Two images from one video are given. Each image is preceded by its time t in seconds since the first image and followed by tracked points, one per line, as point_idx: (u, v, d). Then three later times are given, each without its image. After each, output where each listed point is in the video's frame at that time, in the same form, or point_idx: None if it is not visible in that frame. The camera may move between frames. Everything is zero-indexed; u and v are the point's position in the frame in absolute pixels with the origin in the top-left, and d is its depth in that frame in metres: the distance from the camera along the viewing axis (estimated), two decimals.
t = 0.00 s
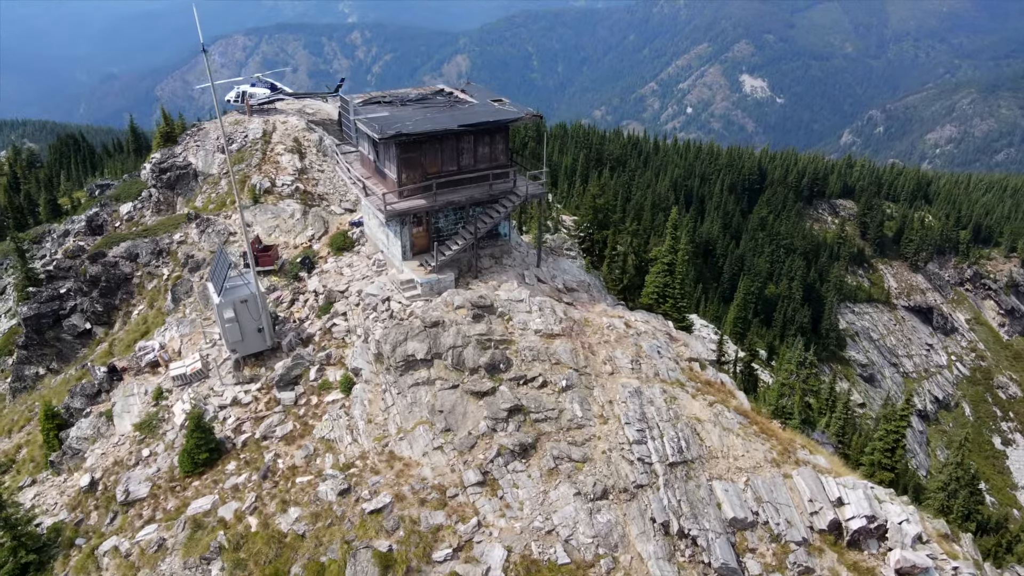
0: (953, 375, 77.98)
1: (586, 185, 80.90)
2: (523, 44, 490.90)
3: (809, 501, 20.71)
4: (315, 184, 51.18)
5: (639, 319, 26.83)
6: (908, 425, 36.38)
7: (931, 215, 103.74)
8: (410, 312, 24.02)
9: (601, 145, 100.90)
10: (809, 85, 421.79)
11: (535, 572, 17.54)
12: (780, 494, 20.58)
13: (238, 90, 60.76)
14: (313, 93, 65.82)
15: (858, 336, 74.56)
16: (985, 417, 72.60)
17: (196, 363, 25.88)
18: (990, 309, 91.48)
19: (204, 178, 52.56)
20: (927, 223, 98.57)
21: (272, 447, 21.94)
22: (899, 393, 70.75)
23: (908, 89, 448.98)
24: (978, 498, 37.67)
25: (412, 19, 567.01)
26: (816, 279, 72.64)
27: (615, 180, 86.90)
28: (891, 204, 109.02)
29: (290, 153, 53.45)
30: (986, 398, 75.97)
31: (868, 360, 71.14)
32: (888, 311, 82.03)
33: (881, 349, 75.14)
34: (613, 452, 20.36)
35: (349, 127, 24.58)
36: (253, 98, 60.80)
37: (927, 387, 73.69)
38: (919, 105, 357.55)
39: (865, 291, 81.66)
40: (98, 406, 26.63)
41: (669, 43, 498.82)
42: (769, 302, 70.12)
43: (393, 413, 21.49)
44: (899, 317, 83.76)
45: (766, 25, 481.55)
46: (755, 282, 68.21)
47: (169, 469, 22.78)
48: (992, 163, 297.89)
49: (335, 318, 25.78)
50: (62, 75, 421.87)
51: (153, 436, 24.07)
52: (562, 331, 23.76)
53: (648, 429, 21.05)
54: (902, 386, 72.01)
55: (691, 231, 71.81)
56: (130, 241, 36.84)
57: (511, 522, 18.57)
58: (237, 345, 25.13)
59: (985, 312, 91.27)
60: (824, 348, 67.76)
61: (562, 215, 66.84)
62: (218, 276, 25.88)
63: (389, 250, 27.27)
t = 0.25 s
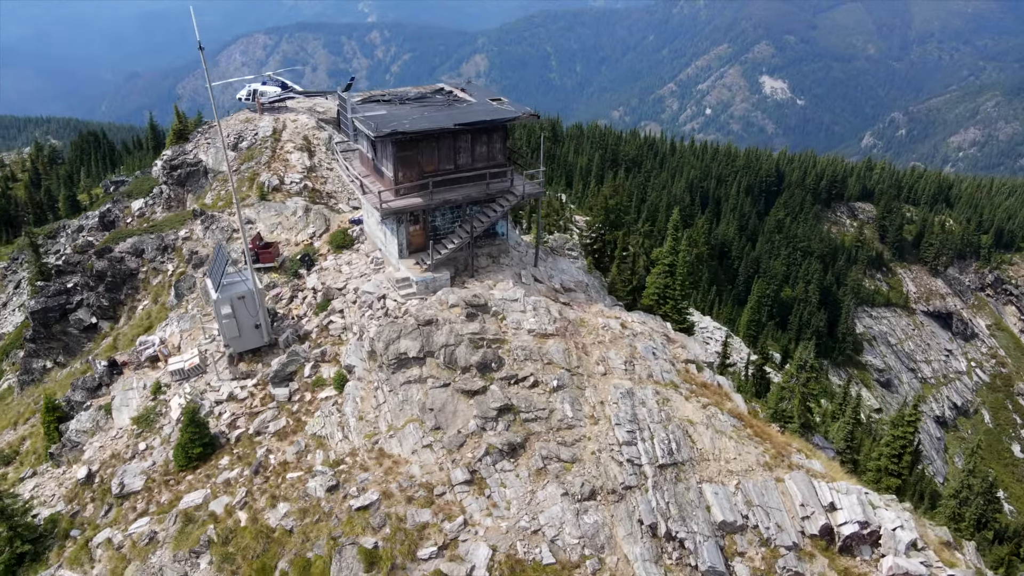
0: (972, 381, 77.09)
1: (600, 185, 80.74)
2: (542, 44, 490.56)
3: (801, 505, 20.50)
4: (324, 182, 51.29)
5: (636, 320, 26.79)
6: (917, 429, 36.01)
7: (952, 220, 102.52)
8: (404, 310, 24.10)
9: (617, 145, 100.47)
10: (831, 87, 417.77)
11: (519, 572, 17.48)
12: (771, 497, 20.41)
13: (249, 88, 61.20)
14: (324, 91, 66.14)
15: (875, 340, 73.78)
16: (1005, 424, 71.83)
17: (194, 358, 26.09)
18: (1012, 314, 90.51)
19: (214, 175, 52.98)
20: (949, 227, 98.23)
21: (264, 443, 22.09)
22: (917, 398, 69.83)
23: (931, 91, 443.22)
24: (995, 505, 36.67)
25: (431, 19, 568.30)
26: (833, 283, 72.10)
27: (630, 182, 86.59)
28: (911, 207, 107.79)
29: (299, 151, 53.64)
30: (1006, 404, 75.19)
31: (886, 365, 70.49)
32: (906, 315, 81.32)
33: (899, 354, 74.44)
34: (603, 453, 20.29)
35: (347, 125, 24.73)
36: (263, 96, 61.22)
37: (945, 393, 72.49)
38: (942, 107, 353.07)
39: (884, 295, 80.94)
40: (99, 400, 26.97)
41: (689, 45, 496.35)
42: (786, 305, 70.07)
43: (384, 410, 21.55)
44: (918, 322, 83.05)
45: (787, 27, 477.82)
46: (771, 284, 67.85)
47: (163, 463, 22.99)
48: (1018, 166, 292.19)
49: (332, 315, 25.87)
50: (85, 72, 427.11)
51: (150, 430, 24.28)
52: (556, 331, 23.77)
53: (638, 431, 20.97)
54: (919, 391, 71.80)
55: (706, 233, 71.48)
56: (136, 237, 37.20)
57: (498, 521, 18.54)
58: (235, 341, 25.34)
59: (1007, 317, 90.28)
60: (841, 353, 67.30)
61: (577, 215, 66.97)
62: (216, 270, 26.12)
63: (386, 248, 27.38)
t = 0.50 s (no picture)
0: (989, 387, 76.60)
1: (613, 186, 80.45)
2: (558, 44, 489.90)
3: (793, 509, 20.32)
4: (332, 181, 51.13)
5: (634, 321, 26.71)
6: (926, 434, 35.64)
7: (970, 224, 101.38)
8: (399, 308, 24.17)
9: (630, 145, 100.04)
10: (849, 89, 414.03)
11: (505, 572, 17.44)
12: (763, 501, 20.24)
13: (259, 86, 61.59)
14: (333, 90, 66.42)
15: (890, 346, 73.26)
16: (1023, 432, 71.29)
17: (192, 354, 26.28)
18: None
19: (222, 173, 53.38)
20: (967, 231, 97.37)
21: (258, 439, 22.22)
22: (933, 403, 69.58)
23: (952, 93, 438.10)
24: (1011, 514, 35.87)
25: (448, 19, 569.23)
26: (847, 286, 71.47)
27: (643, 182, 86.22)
28: (929, 211, 106.67)
29: (308, 150, 53.79)
30: None
31: (901, 370, 69.90)
32: (923, 320, 80.63)
33: (915, 360, 73.85)
34: (594, 454, 20.23)
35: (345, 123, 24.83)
36: (273, 95, 61.59)
37: (962, 399, 72.52)
38: (963, 110, 348.75)
39: (900, 300, 80.16)
40: (100, 394, 27.25)
41: (706, 45, 493.89)
42: (800, 308, 69.63)
43: (376, 408, 21.61)
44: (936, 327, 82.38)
45: (805, 28, 474.32)
46: (784, 287, 67.39)
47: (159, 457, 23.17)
48: None
49: (330, 313, 25.98)
50: (106, 71, 431.75)
51: (148, 424, 24.48)
52: (550, 331, 23.74)
53: (630, 432, 20.89)
54: (936, 396, 71.21)
55: (720, 235, 71.08)
56: (142, 234, 37.84)
57: (485, 520, 18.51)
58: (234, 337, 25.53)
59: None
60: (855, 357, 66.78)
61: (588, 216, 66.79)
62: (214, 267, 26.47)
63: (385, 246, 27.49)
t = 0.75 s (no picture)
0: (1010, 394, 76.27)
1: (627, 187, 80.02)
2: (577, 44, 488.90)
3: (785, 514, 20.08)
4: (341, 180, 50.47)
5: (630, 323, 26.63)
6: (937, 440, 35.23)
7: (992, 228, 100.07)
8: (394, 306, 24.26)
9: (646, 146, 99.48)
10: (871, 90, 409.69)
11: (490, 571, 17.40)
12: (754, 504, 20.04)
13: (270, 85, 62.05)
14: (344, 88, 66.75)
15: (908, 350, 72.51)
16: None
17: (191, 349, 26.52)
18: None
19: (232, 171, 53.87)
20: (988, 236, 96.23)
21: (252, 434, 22.36)
22: (951, 409, 69.06)
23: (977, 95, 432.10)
24: None
25: (467, 18, 569.97)
26: (865, 290, 70.62)
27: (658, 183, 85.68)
28: (949, 215, 105.36)
29: (317, 148, 53.95)
30: None
31: (919, 376, 69.10)
32: (942, 325, 79.76)
33: (933, 365, 73.08)
34: (584, 455, 20.16)
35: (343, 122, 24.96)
36: (284, 93, 62.00)
37: (982, 406, 72.27)
38: (988, 112, 343.76)
39: (918, 304, 79.18)
40: (102, 388, 27.59)
41: (726, 46, 490.75)
42: (816, 312, 68.86)
43: (368, 406, 21.69)
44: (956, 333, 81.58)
45: (827, 29, 469.90)
46: (800, 290, 66.71)
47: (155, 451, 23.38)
48: None
49: (327, 310, 26.11)
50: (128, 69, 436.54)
51: (146, 418, 24.71)
52: (544, 331, 23.75)
53: (620, 433, 20.81)
54: (954, 403, 70.55)
55: (735, 237, 70.47)
56: (148, 230, 38.62)
57: (472, 519, 18.49)
58: (232, 333, 25.74)
59: None
60: (873, 362, 66.00)
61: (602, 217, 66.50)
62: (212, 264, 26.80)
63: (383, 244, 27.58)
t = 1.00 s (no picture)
0: None
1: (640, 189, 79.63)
2: (593, 44, 487.66)
3: (777, 518, 19.86)
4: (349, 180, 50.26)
5: (628, 323, 26.56)
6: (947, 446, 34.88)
7: (1011, 233, 98.84)
8: (390, 304, 24.33)
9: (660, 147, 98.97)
10: (890, 92, 405.57)
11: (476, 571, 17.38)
12: (745, 508, 19.84)
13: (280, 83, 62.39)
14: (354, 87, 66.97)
15: (925, 355, 71.91)
16: None
17: (190, 345, 26.68)
18: None
19: (241, 169, 54.26)
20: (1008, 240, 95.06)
21: (246, 431, 22.49)
22: (967, 416, 68.56)
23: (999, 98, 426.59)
24: None
25: (484, 18, 570.30)
26: (881, 293, 69.80)
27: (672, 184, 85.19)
28: (968, 219, 104.18)
29: (325, 146, 54.14)
30: None
31: (935, 381, 68.28)
32: (959, 330, 79.03)
33: (949, 370, 72.35)
34: (574, 456, 20.11)
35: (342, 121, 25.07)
36: (294, 92, 62.31)
37: (999, 412, 71.55)
38: (1010, 115, 339.34)
39: (935, 309, 78.29)
40: (103, 383, 27.88)
41: (744, 47, 487.74)
42: (831, 315, 68.19)
43: (361, 404, 21.76)
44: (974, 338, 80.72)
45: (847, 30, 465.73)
46: (815, 293, 66.11)
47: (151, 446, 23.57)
48: None
49: (325, 308, 26.22)
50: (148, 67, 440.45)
51: (144, 413, 24.91)
52: (538, 331, 23.74)
53: (612, 434, 20.75)
54: (971, 409, 69.82)
55: (750, 239, 69.88)
56: (154, 227, 38.92)
57: (461, 518, 18.49)
58: (230, 330, 25.90)
59: None
60: (888, 366, 65.39)
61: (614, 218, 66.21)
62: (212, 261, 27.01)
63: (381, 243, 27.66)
